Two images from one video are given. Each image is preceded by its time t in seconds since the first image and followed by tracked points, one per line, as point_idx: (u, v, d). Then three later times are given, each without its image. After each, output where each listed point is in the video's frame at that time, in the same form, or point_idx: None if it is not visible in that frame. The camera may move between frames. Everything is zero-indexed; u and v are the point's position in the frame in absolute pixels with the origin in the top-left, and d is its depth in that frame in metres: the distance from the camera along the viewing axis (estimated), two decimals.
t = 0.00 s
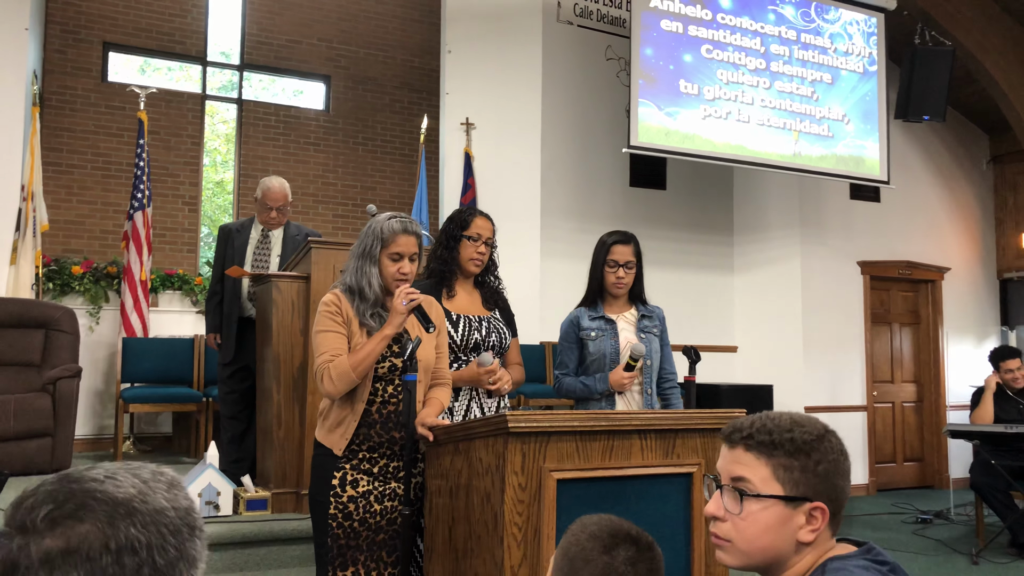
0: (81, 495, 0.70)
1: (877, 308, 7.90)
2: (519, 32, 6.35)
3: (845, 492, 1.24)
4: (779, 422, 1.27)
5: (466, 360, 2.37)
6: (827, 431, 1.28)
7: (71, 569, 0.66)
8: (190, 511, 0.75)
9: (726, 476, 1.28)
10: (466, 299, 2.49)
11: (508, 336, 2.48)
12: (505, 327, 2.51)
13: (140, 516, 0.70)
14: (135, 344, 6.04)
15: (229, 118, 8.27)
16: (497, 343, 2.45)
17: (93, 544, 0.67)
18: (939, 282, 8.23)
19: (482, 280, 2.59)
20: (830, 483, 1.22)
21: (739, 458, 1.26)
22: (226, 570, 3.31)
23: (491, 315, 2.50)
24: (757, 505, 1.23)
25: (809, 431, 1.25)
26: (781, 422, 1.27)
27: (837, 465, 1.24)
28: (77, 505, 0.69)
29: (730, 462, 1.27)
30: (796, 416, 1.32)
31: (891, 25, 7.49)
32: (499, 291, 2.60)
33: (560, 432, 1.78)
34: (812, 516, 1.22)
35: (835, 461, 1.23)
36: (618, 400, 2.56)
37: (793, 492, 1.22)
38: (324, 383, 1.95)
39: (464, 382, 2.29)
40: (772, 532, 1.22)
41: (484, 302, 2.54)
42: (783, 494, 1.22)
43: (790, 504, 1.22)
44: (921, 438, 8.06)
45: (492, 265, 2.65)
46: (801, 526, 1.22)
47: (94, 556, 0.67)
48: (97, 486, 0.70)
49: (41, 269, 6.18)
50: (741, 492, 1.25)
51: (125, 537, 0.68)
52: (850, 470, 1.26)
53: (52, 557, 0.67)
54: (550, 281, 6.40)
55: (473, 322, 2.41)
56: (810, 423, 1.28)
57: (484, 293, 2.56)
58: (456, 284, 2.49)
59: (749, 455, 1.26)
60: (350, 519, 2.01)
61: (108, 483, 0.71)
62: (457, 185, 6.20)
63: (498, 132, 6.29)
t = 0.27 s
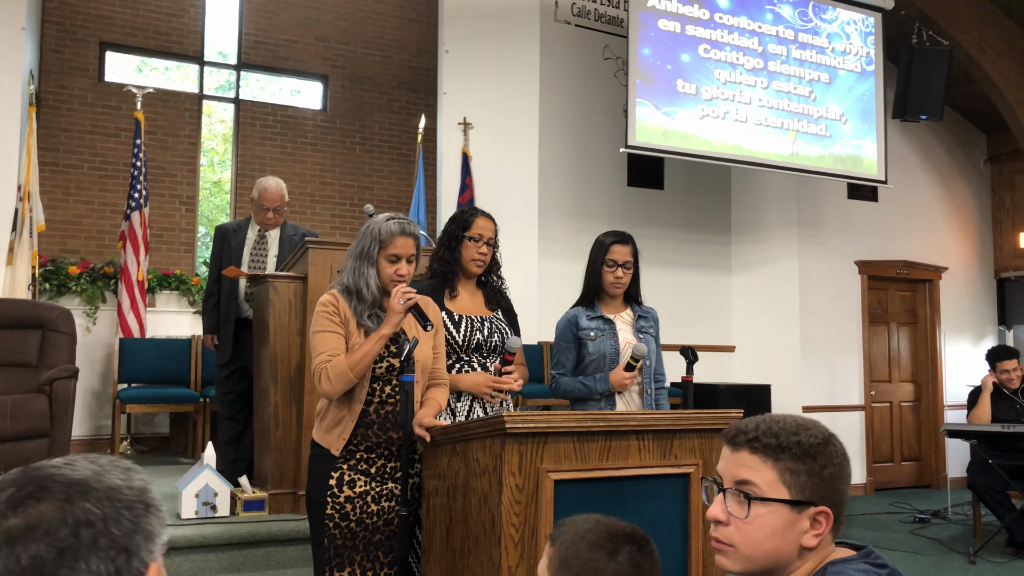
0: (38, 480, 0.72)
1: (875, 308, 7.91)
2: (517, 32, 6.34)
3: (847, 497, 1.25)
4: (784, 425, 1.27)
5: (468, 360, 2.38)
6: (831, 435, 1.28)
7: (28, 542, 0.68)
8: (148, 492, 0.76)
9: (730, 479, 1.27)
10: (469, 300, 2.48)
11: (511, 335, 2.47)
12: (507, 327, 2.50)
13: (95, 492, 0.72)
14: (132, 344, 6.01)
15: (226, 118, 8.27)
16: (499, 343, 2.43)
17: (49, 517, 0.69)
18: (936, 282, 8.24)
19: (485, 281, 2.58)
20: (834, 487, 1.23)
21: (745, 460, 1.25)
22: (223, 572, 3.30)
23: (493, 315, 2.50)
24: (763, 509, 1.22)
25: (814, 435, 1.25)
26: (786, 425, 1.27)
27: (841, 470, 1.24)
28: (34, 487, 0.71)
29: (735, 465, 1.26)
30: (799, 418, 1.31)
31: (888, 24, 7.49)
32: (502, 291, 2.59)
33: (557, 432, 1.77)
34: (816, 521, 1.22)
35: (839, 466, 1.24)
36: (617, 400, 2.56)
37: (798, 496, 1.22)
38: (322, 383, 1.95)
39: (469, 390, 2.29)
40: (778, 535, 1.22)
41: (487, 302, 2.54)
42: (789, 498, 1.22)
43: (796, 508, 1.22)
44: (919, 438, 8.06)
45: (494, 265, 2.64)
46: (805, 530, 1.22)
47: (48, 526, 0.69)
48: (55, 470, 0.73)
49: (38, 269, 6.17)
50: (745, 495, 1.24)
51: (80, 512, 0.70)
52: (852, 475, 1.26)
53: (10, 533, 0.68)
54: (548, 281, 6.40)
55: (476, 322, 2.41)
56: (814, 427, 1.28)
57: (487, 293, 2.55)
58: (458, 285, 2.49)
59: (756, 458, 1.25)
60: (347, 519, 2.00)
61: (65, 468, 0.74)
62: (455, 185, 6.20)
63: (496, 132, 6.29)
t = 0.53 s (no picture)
0: None
1: (870, 307, 7.91)
2: (511, 32, 6.34)
3: (837, 496, 1.25)
4: (774, 425, 1.28)
5: (467, 365, 2.39)
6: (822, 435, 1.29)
7: None
8: (89, 480, 0.97)
9: (721, 479, 1.26)
10: (469, 304, 2.49)
11: (511, 340, 2.47)
12: (508, 331, 2.50)
13: (43, 475, 0.92)
14: (128, 346, 6.02)
15: (221, 119, 8.28)
16: (499, 347, 2.43)
17: (7, 493, 0.89)
18: (931, 281, 8.25)
19: (485, 285, 2.58)
20: (824, 486, 1.23)
21: (737, 460, 1.25)
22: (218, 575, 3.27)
23: (493, 320, 2.50)
24: (756, 507, 1.22)
25: (804, 434, 1.26)
26: (776, 425, 1.28)
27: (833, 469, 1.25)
28: None
29: (727, 464, 1.26)
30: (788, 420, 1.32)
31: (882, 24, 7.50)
32: (502, 295, 2.59)
33: (549, 434, 1.77)
34: (808, 519, 1.22)
35: (829, 465, 1.24)
36: (615, 401, 2.57)
37: (790, 494, 1.22)
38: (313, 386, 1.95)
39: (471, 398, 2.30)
40: (770, 534, 1.21)
41: (487, 306, 2.54)
42: (781, 496, 1.22)
43: (788, 507, 1.22)
44: (914, 437, 8.07)
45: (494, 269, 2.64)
46: (797, 529, 1.22)
47: (5, 499, 0.88)
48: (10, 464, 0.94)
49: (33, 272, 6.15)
50: (736, 494, 1.24)
51: (32, 488, 0.90)
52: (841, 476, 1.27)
53: None
54: (543, 282, 6.40)
55: (475, 326, 2.41)
56: (803, 427, 1.29)
57: (487, 298, 2.56)
58: (458, 290, 2.50)
59: (748, 457, 1.25)
60: (344, 523, 2.00)
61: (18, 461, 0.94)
62: (449, 187, 6.17)
63: (491, 133, 6.28)
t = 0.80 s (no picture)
0: None
1: (875, 308, 7.89)
2: (513, 35, 6.34)
3: (836, 497, 1.24)
4: (772, 425, 1.28)
5: (473, 369, 2.39)
6: (822, 436, 1.28)
7: None
8: (93, 489, 0.98)
9: (718, 475, 1.27)
10: (476, 310, 2.50)
11: (517, 345, 2.48)
12: (514, 336, 2.51)
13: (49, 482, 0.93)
14: (132, 351, 6.05)
15: (226, 124, 8.31)
16: (505, 353, 2.43)
17: (12, 503, 0.90)
18: (936, 281, 8.23)
19: (491, 290, 2.59)
20: (821, 487, 1.23)
21: (732, 456, 1.26)
22: None
23: (500, 325, 2.51)
24: (749, 504, 1.23)
25: (802, 433, 1.26)
26: (774, 424, 1.28)
27: (831, 469, 1.24)
28: None
29: (724, 460, 1.27)
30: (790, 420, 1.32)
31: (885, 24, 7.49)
32: (509, 300, 2.60)
33: (551, 438, 1.78)
34: (803, 518, 1.22)
35: (827, 465, 1.24)
36: (625, 404, 2.57)
37: (784, 493, 1.22)
38: (316, 390, 1.95)
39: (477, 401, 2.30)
40: (764, 531, 1.22)
41: (495, 312, 2.55)
42: (775, 494, 1.22)
43: (782, 505, 1.22)
44: (920, 437, 8.05)
45: (501, 275, 2.65)
46: (792, 528, 1.22)
47: (13, 508, 0.89)
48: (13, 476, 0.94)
49: (39, 277, 6.18)
50: (731, 490, 1.25)
51: (37, 497, 0.91)
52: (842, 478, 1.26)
53: None
54: (546, 284, 6.41)
55: (481, 331, 2.42)
56: (804, 427, 1.29)
57: (494, 303, 2.57)
58: (465, 295, 2.51)
59: (743, 455, 1.26)
60: (348, 528, 2.01)
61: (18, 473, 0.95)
62: (452, 190, 6.17)
63: (494, 136, 6.28)
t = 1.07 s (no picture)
0: (39, 485, 0.79)
1: (894, 307, 7.83)
2: (526, 39, 6.34)
3: (861, 500, 1.22)
4: (796, 425, 1.27)
5: (494, 374, 2.39)
6: (848, 438, 1.27)
7: (33, 542, 0.73)
8: (142, 506, 0.83)
9: (741, 475, 1.27)
10: (496, 314, 2.50)
11: (538, 349, 2.48)
12: (535, 340, 2.51)
13: (100, 495, 0.79)
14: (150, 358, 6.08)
15: (241, 131, 8.35)
16: (526, 357, 2.43)
17: (56, 518, 0.75)
18: (955, 280, 8.15)
19: (512, 294, 2.60)
20: (846, 489, 1.21)
21: (755, 457, 1.26)
22: None
23: (521, 329, 2.51)
24: (771, 504, 1.22)
25: (827, 435, 1.25)
26: (799, 425, 1.27)
27: (857, 472, 1.22)
28: (37, 492, 0.77)
29: (747, 461, 1.26)
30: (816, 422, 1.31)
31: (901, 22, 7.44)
32: (530, 304, 2.60)
33: (569, 442, 1.77)
34: (827, 520, 1.20)
35: (852, 466, 1.22)
36: (650, 406, 2.56)
37: (808, 493, 1.21)
38: (333, 394, 1.95)
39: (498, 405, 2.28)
40: (786, 532, 1.20)
41: (515, 316, 2.55)
42: (798, 495, 1.21)
43: (804, 506, 1.20)
44: (941, 438, 7.97)
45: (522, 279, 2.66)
46: (815, 529, 1.20)
47: (58, 524, 0.75)
48: (58, 479, 0.80)
49: (58, 285, 6.24)
50: (754, 490, 1.24)
51: (84, 518, 0.76)
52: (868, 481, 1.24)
53: (16, 533, 0.74)
54: (561, 287, 6.40)
55: (502, 335, 2.42)
56: (828, 428, 1.28)
57: (515, 307, 2.57)
58: (486, 299, 2.52)
59: (766, 455, 1.25)
60: (366, 534, 2.00)
61: (64, 478, 0.80)
62: (467, 195, 6.19)
63: (508, 140, 6.28)
